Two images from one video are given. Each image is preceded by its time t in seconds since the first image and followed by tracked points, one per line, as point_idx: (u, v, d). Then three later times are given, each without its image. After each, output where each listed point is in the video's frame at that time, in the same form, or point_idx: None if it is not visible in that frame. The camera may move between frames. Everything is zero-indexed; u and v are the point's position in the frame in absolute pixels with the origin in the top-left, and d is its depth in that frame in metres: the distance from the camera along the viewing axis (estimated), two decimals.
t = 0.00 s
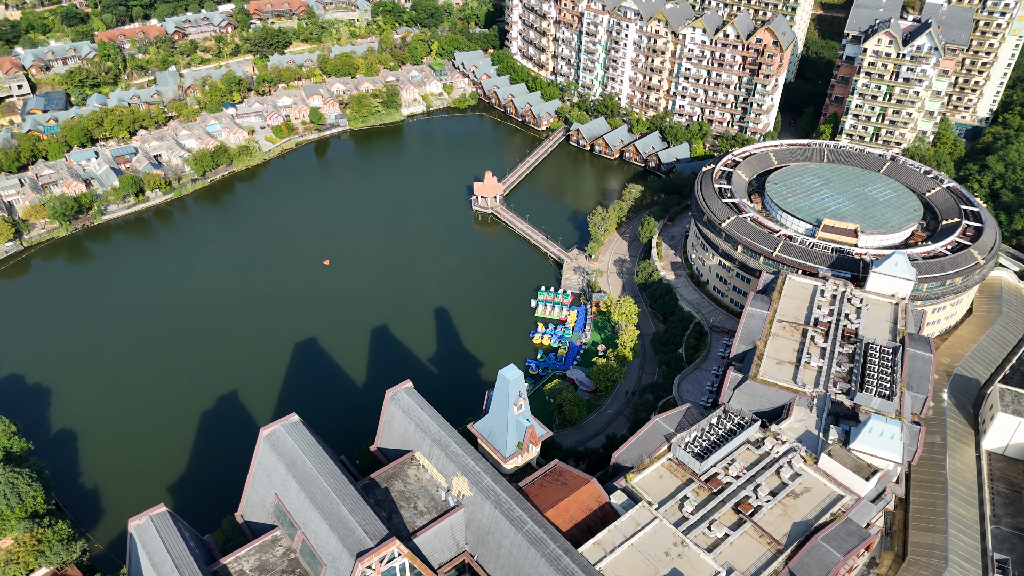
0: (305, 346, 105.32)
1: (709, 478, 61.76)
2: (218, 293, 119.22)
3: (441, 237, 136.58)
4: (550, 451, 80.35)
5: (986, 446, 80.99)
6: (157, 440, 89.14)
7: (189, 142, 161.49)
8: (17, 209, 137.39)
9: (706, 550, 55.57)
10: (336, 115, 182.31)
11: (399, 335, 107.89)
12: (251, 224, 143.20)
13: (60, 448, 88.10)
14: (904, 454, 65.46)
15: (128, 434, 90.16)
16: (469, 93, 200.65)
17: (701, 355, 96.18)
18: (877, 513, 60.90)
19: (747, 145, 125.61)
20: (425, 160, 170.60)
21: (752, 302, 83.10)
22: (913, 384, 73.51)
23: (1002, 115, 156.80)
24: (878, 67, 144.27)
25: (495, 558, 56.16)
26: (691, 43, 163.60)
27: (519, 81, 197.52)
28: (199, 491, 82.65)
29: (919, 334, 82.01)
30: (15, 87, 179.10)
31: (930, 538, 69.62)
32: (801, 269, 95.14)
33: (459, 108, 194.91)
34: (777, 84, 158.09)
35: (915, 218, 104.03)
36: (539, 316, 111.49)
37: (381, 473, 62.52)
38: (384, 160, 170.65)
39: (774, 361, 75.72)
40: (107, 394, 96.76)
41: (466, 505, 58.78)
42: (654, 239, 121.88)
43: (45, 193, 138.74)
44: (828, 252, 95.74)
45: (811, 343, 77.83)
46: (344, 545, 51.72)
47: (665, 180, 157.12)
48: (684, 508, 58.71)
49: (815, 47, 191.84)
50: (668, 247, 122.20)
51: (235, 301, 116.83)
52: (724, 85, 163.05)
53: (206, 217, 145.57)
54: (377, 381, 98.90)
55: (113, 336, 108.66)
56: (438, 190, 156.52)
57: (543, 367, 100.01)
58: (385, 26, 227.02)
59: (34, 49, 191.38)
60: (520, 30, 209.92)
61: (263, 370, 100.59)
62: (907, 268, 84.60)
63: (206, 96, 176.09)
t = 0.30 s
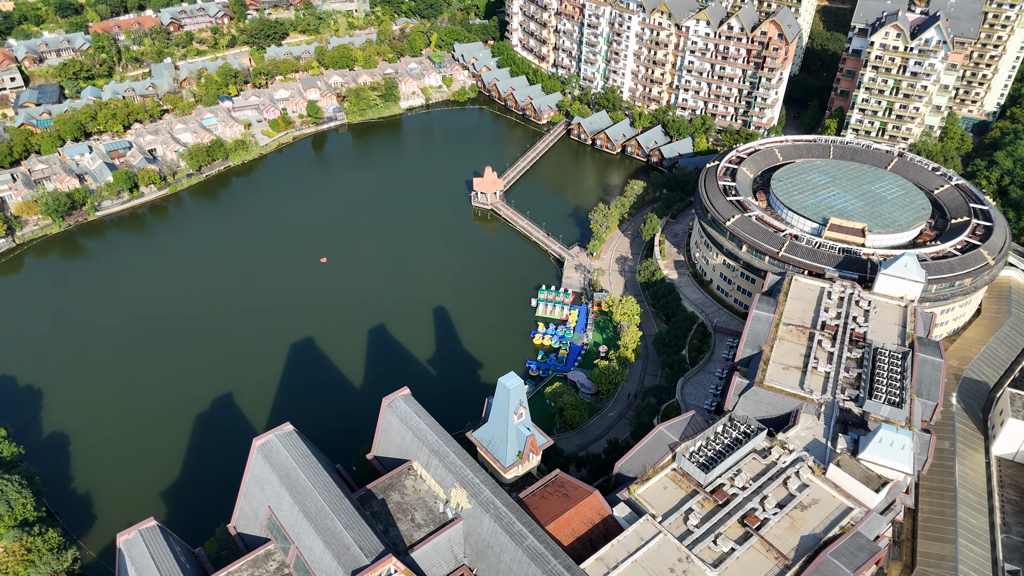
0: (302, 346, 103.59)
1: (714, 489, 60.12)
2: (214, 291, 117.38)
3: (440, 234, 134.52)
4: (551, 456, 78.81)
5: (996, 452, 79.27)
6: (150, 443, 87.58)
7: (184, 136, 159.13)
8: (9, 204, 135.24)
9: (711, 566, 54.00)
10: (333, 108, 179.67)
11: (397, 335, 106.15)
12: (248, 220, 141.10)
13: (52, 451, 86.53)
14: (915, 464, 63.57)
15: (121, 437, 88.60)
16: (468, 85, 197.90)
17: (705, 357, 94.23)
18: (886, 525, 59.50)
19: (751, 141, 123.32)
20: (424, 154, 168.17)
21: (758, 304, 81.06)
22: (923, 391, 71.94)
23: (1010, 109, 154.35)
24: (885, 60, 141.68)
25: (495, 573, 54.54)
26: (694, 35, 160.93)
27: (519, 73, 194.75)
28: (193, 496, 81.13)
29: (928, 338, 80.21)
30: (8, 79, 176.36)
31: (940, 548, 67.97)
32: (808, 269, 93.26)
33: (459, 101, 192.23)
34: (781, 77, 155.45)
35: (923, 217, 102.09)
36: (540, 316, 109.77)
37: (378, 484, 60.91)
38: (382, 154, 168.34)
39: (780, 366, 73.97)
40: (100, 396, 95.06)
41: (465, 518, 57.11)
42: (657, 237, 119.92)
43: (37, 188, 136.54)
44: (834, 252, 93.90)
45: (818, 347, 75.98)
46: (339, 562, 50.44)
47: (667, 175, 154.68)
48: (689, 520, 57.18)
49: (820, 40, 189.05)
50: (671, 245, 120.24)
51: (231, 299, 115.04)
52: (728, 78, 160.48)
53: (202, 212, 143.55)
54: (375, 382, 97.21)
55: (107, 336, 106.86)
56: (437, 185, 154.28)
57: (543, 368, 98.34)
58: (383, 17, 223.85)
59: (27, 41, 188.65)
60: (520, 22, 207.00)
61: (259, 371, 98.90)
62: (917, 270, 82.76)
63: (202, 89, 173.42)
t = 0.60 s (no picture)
0: (298, 347, 101.87)
1: (720, 501, 58.46)
2: (209, 290, 115.45)
3: (440, 230, 132.45)
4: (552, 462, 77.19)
5: (1006, 458, 77.31)
6: (144, 447, 86.06)
7: (179, 130, 156.67)
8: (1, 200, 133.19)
9: None
10: (331, 101, 177.06)
11: (396, 335, 104.40)
12: (244, 216, 138.98)
13: (43, 456, 84.99)
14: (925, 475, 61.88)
15: (114, 440, 86.99)
16: (468, 78, 195.22)
17: (709, 359, 92.49)
18: (897, 539, 57.97)
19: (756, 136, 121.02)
20: (423, 149, 165.72)
21: (764, 307, 79.20)
22: (934, 398, 70.16)
23: (1019, 103, 151.71)
24: (893, 54, 139.19)
25: None
26: (698, 28, 158.01)
27: (520, 65, 192.03)
28: (188, 503, 79.62)
29: (938, 342, 78.44)
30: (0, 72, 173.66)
31: (950, 559, 66.53)
32: (814, 270, 91.41)
33: (458, 94, 189.66)
34: (787, 70, 152.63)
35: (932, 216, 100.08)
36: (541, 315, 108.03)
37: (375, 495, 59.37)
38: (381, 148, 166.01)
39: (787, 371, 72.17)
40: (93, 398, 93.41)
41: (463, 532, 55.44)
42: (660, 234, 117.84)
43: (30, 184, 134.37)
44: (841, 252, 91.96)
45: (826, 352, 74.21)
46: None
47: (670, 170, 152.39)
48: (694, 534, 55.71)
49: (825, 31, 186.17)
50: (674, 243, 118.23)
51: (227, 298, 113.07)
52: (732, 72, 157.80)
53: (198, 208, 141.50)
54: (373, 384, 95.55)
55: (100, 336, 105.02)
56: (437, 180, 151.96)
57: (544, 370, 96.59)
58: (382, 8, 220.68)
59: (20, 32, 185.68)
60: (521, 12, 203.94)
61: (254, 373, 97.12)
62: (927, 271, 80.56)
63: (197, 81, 170.70)
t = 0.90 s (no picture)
0: (295, 348, 100.12)
1: (726, 515, 56.73)
2: (204, 288, 113.55)
3: (438, 228, 130.38)
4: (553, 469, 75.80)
5: (1018, 466, 74.58)
6: (138, 452, 84.49)
7: (174, 124, 154.23)
8: None
9: None
10: (328, 94, 174.35)
11: (394, 336, 102.65)
12: (240, 213, 136.88)
13: (35, 461, 83.43)
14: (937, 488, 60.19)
15: (107, 446, 85.41)
16: (467, 70, 192.42)
17: (712, 362, 90.78)
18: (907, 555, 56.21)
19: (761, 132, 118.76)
20: (422, 143, 163.20)
21: (770, 311, 77.17)
22: (945, 406, 68.26)
23: None
24: (900, 47, 136.57)
25: None
26: (701, 20, 155.14)
27: (520, 58, 189.11)
28: (182, 510, 78.00)
29: (948, 347, 76.48)
30: None
31: (960, 571, 64.86)
32: (821, 272, 89.50)
33: (458, 87, 186.86)
34: (792, 64, 150.04)
35: (941, 215, 98.09)
36: (542, 316, 106.30)
37: (371, 509, 57.84)
38: (379, 143, 163.67)
39: (794, 378, 70.44)
40: (85, 401, 91.74)
41: (462, 548, 53.78)
42: (663, 233, 116.05)
43: (22, 180, 132.13)
44: (849, 253, 90.02)
45: (833, 358, 72.44)
46: None
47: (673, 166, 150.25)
48: (700, 550, 54.18)
49: (830, 23, 183.24)
50: (677, 242, 116.28)
51: (222, 297, 111.14)
52: (736, 65, 155.20)
53: (193, 204, 139.45)
54: (370, 387, 93.87)
55: (93, 337, 103.24)
56: (435, 175, 149.69)
57: (545, 372, 94.97)
58: None
59: (12, 24, 182.68)
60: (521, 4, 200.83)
61: (250, 375, 95.41)
62: (937, 274, 78.74)
63: (192, 75, 168.00)
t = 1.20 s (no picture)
0: (292, 351, 98.40)
1: (733, 532, 55.24)
2: (200, 288, 111.74)
3: (437, 226, 128.36)
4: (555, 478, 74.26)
5: None
6: (131, 458, 82.99)
7: (169, 119, 151.90)
8: None
9: None
10: (326, 89, 171.74)
11: (392, 338, 100.90)
12: (236, 210, 134.84)
13: (26, 468, 81.97)
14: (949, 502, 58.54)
15: (100, 452, 83.85)
16: (467, 64, 189.71)
17: (717, 366, 89.06)
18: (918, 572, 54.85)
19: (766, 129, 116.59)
20: (421, 139, 160.88)
21: (777, 316, 75.39)
22: (956, 416, 66.56)
23: None
24: (909, 42, 134.00)
25: None
26: (705, 14, 152.31)
27: (520, 51, 186.39)
28: (176, 519, 76.49)
29: (959, 353, 74.82)
30: None
31: None
32: (828, 274, 87.57)
33: (457, 81, 184.29)
34: (797, 59, 147.49)
35: (951, 216, 96.09)
36: (543, 317, 104.61)
37: (368, 524, 56.37)
38: (378, 138, 161.34)
39: (802, 387, 68.59)
40: (78, 405, 90.19)
41: (461, 566, 52.25)
42: (666, 232, 114.12)
43: (15, 177, 130.12)
44: (857, 255, 88.11)
45: (842, 365, 70.66)
46: None
47: (676, 163, 148.05)
48: (706, 569, 52.74)
49: (836, 16, 180.36)
50: (680, 241, 114.33)
51: (218, 298, 109.35)
52: (740, 60, 152.69)
53: (189, 201, 137.45)
54: (368, 391, 92.17)
55: (86, 338, 101.54)
56: (435, 172, 147.45)
57: (546, 376, 93.35)
58: None
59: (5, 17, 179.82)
60: None
61: (246, 378, 93.72)
62: (948, 279, 77.16)
63: (187, 69, 165.38)
